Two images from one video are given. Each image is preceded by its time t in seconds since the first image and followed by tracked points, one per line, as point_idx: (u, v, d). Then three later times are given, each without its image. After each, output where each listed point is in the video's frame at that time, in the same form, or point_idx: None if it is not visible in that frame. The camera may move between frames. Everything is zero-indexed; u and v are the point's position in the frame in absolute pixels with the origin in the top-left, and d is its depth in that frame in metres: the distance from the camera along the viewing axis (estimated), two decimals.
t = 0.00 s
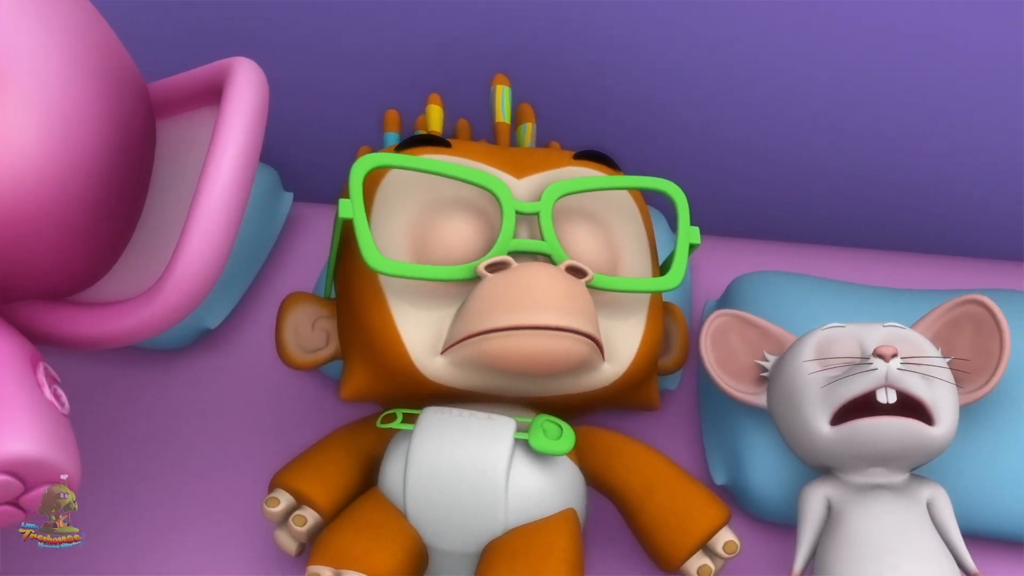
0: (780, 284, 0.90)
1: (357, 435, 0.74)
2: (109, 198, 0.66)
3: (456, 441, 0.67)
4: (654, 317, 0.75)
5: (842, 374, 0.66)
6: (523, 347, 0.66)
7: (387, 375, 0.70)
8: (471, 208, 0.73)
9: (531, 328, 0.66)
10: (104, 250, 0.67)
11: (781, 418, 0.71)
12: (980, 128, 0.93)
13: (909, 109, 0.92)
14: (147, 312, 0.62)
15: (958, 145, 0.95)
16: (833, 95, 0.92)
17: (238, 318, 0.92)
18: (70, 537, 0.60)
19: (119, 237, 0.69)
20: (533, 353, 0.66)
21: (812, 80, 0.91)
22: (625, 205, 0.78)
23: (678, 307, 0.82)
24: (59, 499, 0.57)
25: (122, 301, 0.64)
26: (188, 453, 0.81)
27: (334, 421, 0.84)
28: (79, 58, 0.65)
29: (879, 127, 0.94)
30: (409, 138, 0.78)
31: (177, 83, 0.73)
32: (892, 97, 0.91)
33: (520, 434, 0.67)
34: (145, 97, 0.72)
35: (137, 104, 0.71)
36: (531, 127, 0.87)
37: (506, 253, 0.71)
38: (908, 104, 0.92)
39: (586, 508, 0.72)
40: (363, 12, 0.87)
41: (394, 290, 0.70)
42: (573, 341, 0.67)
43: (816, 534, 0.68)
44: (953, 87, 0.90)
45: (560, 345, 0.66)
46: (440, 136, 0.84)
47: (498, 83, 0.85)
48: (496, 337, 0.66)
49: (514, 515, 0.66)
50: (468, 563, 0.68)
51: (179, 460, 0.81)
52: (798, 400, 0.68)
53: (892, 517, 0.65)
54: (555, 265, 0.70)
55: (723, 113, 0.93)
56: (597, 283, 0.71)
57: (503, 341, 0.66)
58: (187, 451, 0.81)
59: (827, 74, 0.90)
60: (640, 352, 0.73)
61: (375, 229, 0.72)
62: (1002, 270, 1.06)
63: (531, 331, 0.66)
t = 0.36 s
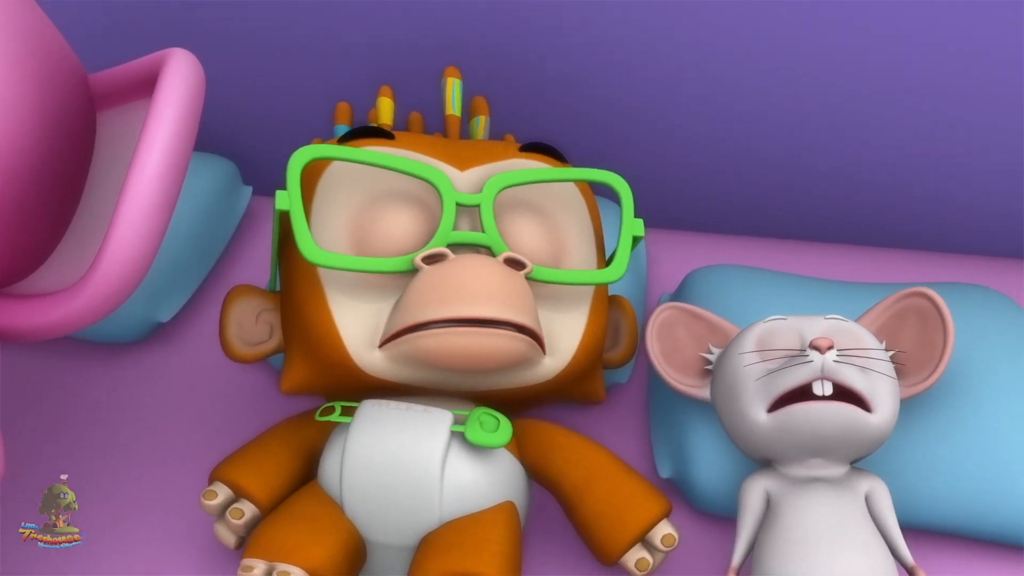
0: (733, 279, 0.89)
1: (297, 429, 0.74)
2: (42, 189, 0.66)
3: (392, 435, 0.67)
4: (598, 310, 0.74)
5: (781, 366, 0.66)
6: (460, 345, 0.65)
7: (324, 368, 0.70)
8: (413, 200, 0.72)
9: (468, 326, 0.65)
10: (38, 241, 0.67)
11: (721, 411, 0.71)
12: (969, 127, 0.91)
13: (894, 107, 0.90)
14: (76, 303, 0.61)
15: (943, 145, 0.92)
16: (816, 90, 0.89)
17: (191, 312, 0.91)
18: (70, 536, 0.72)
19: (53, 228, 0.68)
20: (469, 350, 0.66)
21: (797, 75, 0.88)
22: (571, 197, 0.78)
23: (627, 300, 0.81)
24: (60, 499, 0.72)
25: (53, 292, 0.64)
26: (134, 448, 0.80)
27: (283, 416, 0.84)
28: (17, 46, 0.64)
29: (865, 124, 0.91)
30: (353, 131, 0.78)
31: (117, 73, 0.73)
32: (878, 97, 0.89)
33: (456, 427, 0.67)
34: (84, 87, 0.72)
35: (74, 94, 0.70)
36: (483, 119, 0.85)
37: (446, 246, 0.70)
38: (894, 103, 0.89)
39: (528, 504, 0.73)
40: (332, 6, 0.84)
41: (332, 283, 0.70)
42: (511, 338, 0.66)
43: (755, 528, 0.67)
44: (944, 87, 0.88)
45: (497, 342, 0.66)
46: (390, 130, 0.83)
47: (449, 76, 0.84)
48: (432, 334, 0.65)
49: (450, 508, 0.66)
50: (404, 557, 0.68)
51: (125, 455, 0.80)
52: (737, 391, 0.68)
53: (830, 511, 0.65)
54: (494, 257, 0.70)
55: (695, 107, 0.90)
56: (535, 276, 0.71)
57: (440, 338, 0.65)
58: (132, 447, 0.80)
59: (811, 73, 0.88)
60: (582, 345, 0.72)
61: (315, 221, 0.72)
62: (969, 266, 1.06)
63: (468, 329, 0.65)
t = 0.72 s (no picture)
0: (703, 274, 0.89)
1: (258, 425, 0.74)
2: None
3: (347, 430, 0.66)
4: (560, 306, 0.74)
5: (738, 360, 0.66)
6: (416, 344, 0.65)
7: (282, 364, 0.70)
8: (373, 195, 0.72)
9: (424, 325, 0.65)
10: None
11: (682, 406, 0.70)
12: (958, 131, 0.89)
13: (885, 110, 0.87)
14: (28, 296, 0.60)
15: (928, 147, 0.91)
16: (803, 91, 0.86)
17: (160, 306, 0.91)
18: (70, 536, 0.73)
19: (9, 223, 0.67)
20: (426, 349, 0.65)
21: (787, 77, 0.85)
22: (536, 192, 0.77)
23: (593, 296, 0.81)
24: (60, 498, 0.74)
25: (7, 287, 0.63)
26: (100, 445, 0.80)
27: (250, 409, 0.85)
28: None
29: (850, 125, 0.89)
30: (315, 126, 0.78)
31: (78, 68, 0.73)
32: (870, 100, 0.87)
33: (413, 423, 0.67)
34: (44, 81, 0.72)
35: (32, 87, 0.70)
36: (451, 114, 0.85)
37: (405, 241, 0.70)
38: (884, 106, 0.87)
39: (487, 501, 0.73)
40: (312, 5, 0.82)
41: (291, 278, 0.70)
42: (468, 335, 0.66)
43: (712, 524, 0.67)
44: (936, 91, 0.85)
45: (454, 341, 0.65)
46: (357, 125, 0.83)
47: (415, 71, 0.82)
48: (389, 333, 0.65)
49: (407, 505, 0.66)
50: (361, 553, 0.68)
51: (91, 452, 0.80)
52: (695, 385, 0.68)
53: (783, 505, 0.65)
54: (453, 252, 0.70)
55: (676, 106, 0.89)
56: (495, 270, 0.71)
57: (396, 336, 0.65)
58: (98, 445, 0.80)
59: (800, 75, 0.85)
60: (542, 339, 0.72)
61: (275, 216, 0.72)
62: (940, 263, 1.06)
63: (425, 328, 0.65)
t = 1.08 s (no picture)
0: (703, 274, 0.89)
1: (258, 425, 0.74)
2: None
3: (346, 429, 0.66)
4: (559, 307, 0.74)
5: (739, 360, 0.66)
6: (417, 350, 0.65)
7: (283, 364, 0.70)
8: (373, 195, 0.72)
9: (425, 332, 0.65)
10: None
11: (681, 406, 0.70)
12: (958, 132, 0.89)
13: (885, 112, 0.88)
14: (29, 296, 0.60)
15: (927, 148, 0.91)
16: (803, 91, 0.86)
17: (160, 306, 0.91)
18: (70, 536, 0.72)
19: (9, 222, 0.67)
20: (427, 355, 0.65)
21: (789, 79, 0.85)
22: (535, 191, 0.77)
23: (592, 296, 0.81)
24: (60, 499, 0.72)
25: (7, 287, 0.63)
26: (101, 446, 0.80)
27: (249, 409, 0.85)
28: None
29: (850, 126, 0.89)
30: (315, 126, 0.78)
31: (77, 68, 0.73)
32: (871, 101, 0.87)
33: (413, 423, 0.67)
34: (44, 81, 0.72)
35: (33, 88, 0.70)
36: (450, 114, 0.85)
37: (405, 241, 0.70)
38: (884, 107, 0.87)
39: (487, 501, 0.73)
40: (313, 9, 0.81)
41: (291, 279, 0.70)
42: (468, 341, 0.66)
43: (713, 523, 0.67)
44: (936, 92, 0.85)
45: (455, 347, 0.65)
46: (357, 125, 0.83)
47: (415, 71, 0.82)
48: (390, 339, 0.65)
49: (407, 505, 0.66)
50: (362, 553, 0.68)
51: (92, 452, 0.80)
52: (694, 385, 0.68)
53: (781, 501, 0.65)
54: (453, 252, 0.70)
55: (676, 106, 0.89)
56: (495, 271, 0.71)
57: (397, 343, 0.65)
58: (99, 445, 0.80)
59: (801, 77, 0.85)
60: (541, 340, 0.72)
61: (275, 216, 0.72)
62: (935, 262, 1.07)
63: (425, 335, 0.65)
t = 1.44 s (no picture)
0: (703, 275, 0.89)
1: (258, 426, 0.74)
2: None
3: (346, 429, 0.66)
4: (559, 307, 0.74)
5: (739, 360, 0.66)
6: (416, 359, 0.65)
7: (283, 365, 0.70)
8: (373, 195, 0.72)
9: (424, 340, 0.65)
10: None
11: (681, 407, 0.70)
12: (958, 132, 0.89)
13: (885, 112, 0.88)
14: (28, 296, 0.60)
15: (927, 148, 0.91)
16: (803, 91, 0.86)
17: (160, 306, 0.91)
18: (70, 536, 0.72)
19: (9, 222, 0.67)
20: (426, 363, 0.65)
21: (789, 78, 0.85)
22: (535, 191, 0.77)
23: (592, 296, 0.81)
24: (60, 499, 0.72)
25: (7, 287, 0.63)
26: (101, 446, 0.80)
27: (249, 409, 0.85)
28: None
29: (850, 126, 0.89)
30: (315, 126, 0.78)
31: (77, 68, 0.73)
32: (870, 101, 0.87)
33: (412, 423, 0.68)
34: (44, 81, 0.72)
35: (34, 88, 0.70)
36: (450, 114, 0.85)
37: (405, 241, 0.70)
38: (884, 107, 0.87)
39: (487, 501, 0.73)
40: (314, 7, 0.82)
41: (291, 279, 0.70)
42: (467, 349, 0.66)
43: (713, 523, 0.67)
44: (937, 92, 0.85)
45: (454, 355, 0.65)
46: (357, 125, 0.83)
47: (415, 71, 0.82)
48: (389, 347, 0.65)
49: (407, 505, 0.66)
50: (362, 554, 0.68)
51: (92, 452, 0.80)
52: (694, 386, 0.68)
53: (781, 501, 0.65)
54: (453, 252, 0.70)
55: (676, 106, 0.89)
56: (495, 271, 0.71)
57: (396, 351, 0.65)
58: (99, 445, 0.80)
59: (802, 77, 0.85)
60: (541, 340, 0.72)
61: (275, 216, 0.72)
62: (935, 262, 1.07)
63: (424, 345, 0.65)
